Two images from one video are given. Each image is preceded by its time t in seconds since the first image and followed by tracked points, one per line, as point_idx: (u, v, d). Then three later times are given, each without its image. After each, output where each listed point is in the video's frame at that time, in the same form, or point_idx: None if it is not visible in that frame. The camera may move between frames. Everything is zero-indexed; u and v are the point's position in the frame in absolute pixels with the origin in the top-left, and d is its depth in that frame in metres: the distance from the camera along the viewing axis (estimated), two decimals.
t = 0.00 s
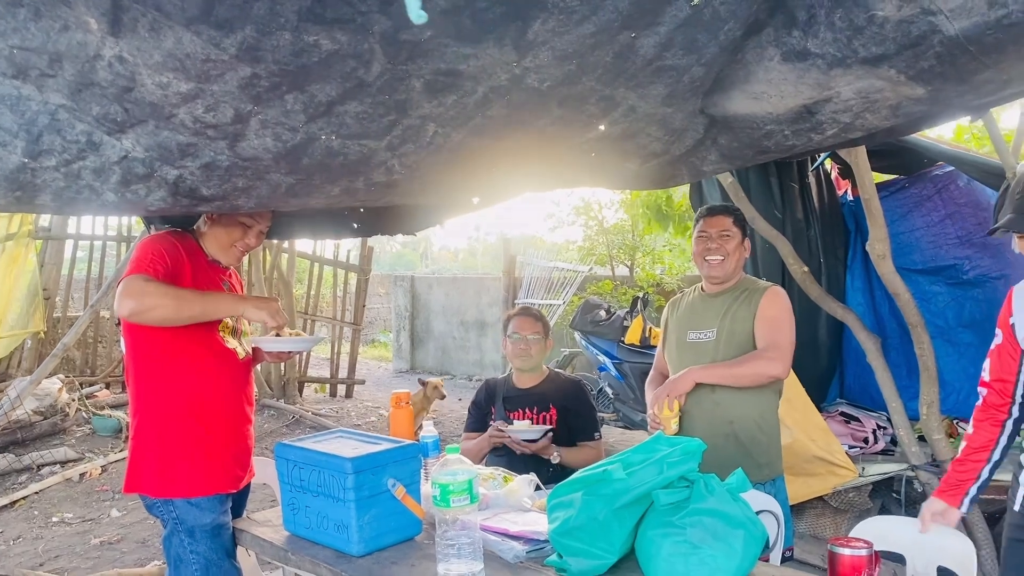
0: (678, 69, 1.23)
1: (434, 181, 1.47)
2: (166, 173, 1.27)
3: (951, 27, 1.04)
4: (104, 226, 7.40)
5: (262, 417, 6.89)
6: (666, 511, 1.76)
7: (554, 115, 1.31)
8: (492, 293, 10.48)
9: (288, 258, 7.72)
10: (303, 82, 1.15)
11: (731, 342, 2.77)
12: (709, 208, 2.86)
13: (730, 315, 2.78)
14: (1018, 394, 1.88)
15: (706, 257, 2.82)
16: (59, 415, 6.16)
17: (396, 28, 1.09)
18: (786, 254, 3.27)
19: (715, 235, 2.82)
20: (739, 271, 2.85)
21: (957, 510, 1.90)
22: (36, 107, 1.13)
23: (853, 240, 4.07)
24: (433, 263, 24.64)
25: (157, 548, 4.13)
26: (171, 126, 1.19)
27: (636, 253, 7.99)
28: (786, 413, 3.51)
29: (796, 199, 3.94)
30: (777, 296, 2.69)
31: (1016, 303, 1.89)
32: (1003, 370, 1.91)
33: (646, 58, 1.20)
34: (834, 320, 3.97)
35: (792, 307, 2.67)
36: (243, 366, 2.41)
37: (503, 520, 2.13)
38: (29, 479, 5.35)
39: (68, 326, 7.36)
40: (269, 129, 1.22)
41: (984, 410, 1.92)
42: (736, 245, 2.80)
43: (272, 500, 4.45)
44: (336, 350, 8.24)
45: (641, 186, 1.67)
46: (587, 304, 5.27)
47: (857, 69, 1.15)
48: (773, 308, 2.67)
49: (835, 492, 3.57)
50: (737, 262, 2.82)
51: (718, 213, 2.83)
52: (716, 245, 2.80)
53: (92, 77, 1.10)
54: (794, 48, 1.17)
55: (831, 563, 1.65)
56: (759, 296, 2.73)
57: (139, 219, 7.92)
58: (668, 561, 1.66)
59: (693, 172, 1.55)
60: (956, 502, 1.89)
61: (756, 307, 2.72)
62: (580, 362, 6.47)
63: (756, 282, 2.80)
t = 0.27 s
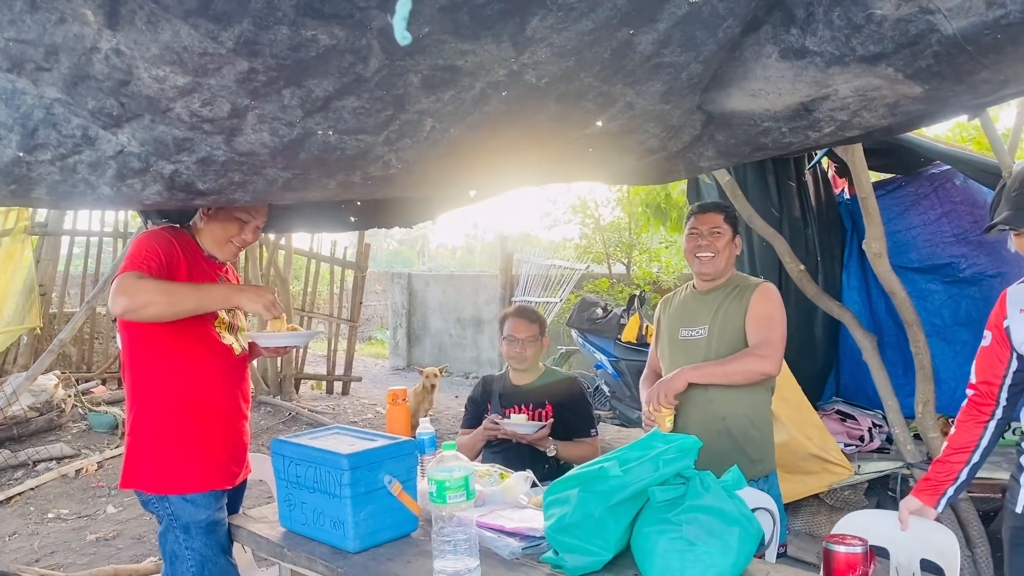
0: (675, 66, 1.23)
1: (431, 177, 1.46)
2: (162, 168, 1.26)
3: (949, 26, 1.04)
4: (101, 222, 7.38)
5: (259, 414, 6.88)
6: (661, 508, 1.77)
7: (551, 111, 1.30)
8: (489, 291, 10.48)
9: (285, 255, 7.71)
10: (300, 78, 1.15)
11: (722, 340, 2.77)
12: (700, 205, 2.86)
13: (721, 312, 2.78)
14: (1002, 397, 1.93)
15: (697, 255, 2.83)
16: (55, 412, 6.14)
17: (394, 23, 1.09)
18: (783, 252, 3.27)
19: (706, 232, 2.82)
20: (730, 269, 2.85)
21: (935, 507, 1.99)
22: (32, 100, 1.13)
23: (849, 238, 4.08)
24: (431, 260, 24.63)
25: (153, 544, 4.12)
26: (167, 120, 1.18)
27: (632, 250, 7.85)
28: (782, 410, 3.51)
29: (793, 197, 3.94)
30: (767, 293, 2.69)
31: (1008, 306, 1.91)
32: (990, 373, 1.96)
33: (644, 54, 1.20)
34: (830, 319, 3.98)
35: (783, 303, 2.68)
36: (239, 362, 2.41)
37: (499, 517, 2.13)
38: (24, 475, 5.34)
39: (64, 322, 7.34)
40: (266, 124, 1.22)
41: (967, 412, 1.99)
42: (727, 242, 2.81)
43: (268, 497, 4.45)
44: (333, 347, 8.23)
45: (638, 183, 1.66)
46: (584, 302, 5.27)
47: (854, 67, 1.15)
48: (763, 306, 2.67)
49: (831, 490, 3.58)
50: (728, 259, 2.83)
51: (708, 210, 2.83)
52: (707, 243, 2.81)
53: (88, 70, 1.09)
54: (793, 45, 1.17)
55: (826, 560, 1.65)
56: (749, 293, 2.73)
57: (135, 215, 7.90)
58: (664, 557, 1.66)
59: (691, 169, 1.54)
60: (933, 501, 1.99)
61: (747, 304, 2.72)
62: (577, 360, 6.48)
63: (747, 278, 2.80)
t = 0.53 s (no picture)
0: (670, 60, 1.23)
1: (426, 172, 1.46)
2: (157, 164, 1.26)
3: (943, 22, 1.04)
4: (98, 218, 7.38)
5: (256, 410, 6.89)
6: (657, 505, 1.77)
7: (547, 106, 1.30)
8: (487, 288, 10.49)
9: (282, 251, 7.70)
10: (296, 73, 1.15)
11: (712, 336, 2.78)
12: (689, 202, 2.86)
13: (710, 309, 2.79)
14: (986, 395, 1.97)
15: (684, 252, 2.83)
16: (52, 408, 6.14)
17: (391, 18, 1.09)
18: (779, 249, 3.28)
19: (693, 229, 2.82)
20: (719, 266, 2.86)
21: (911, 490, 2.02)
22: (26, 97, 1.13)
23: (846, 236, 4.09)
24: (428, 258, 24.63)
25: (149, 540, 4.12)
26: (162, 119, 1.18)
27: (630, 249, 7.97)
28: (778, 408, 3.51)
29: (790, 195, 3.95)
30: (756, 288, 2.71)
31: (994, 305, 1.94)
32: (975, 371, 1.99)
33: (640, 47, 1.20)
34: (826, 318, 3.98)
35: (771, 299, 2.69)
36: (234, 358, 2.41)
37: (495, 514, 2.14)
38: (20, 471, 5.34)
39: (60, 318, 7.34)
40: (262, 121, 1.22)
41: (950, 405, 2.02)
42: (715, 238, 2.81)
43: (264, 493, 4.45)
44: (330, 343, 8.23)
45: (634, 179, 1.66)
46: (581, 300, 5.28)
47: (849, 63, 1.15)
48: (752, 302, 2.68)
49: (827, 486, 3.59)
50: (716, 255, 2.83)
51: (697, 207, 2.83)
52: (697, 240, 2.81)
53: (83, 69, 1.09)
54: (788, 41, 1.17)
55: (821, 557, 1.66)
56: (739, 289, 2.74)
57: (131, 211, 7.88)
58: (659, 554, 1.67)
59: (686, 164, 1.54)
60: (911, 483, 2.01)
61: (736, 300, 2.73)
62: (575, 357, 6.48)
63: (735, 275, 2.81)
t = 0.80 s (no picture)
0: (666, 55, 1.22)
1: (424, 168, 1.46)
2: (153, 164, 1.26)
3: (939, 15, 1.04)
4: (95, 215, 7.36)
5: (253, 407, 6.88)
6: (654, 502, 1.77)
7: (543, 101, 1.29)
8: (484, 285, 10.50)
9: (280, 248, 7.69)
10: (291, 70, 1.14)
11: (702, 330, 2.78)
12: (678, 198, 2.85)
13: (701, 303, 2.79)
14: (949, 393, 1.96)
15: (673, 249, 2.83)
16: (49, 404, 6.14)
17: (386, 14, 1.09)
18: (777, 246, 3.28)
19: (680, 226, 2.81)
20: (709, 261, 2.86)
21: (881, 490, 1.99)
22: (21, 98, 1.12)
23: (845, 235, 4.08)
24: (427, 256, 24.62)
25: (146, 536, 4.12)
26: (159, 118, 1.18)
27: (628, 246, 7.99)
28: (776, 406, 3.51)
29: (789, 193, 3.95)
30: (745, 282, 2.71)
31: (952, 304, 1.95)
32: (935, 371, 1.99)
33: (636, 42, 1.20)
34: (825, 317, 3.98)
35: (761, 293, 2.69)
36: (232, 354, 2.40)
37: (492, 510, 2.14)
38: (17, 467, 5.33)
39: (58, 315, 7.33)
40: (258, 118, 1.21)
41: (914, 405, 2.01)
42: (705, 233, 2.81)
43: (261, 490, 4.44)
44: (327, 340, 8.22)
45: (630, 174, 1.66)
46: (579, 297, 5.27)
47: (845, 57, 1.15)
48: (741, 297, 2.68)
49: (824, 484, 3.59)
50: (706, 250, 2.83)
51: (684, 204, 2.81)
52: (687, 236, 2.80)
53: (78, 68, 1.09)
54: (784, 35, 1.17)
55: (818, 555, 1.66)
56: (728, 283, 2.74)
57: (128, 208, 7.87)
58: (656, 550, 1.67)
59: (683, 159, 1.54)
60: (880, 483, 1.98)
61: (726, 295, 2.73)
62: (573, 354, 6.49)
63: (725, 270, 2.81)
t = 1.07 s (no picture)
0: (664, 55, 1.22)
1: (422, 167, 1.45)
2: (151, 162, 1.26)
3: (936, 14, 1.04)
4: (94, 213, 7.35)
5: (252, 404, 6.88)
6: (652, 499, 1.77)
7: (541, 101, 1.29)
8: (483, 283, 10.51)
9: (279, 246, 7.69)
10: (288, 69, 1.14)
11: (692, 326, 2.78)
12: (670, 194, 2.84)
13: (690, 300, 2.79)
14: (898, 396, 2.02)
15: (662, 247, 2.84)
16: (48, 402, 6.14)
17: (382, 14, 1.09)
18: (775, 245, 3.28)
19: (669, 224, 2.81)
20: (700, 258, 2.85)
21: (835, 494, 2.02)
22: (19, 95, 1.12)
23: (844, 233, 4.09)
24: (426, 254, 24.60)
25: (145, 534, 4.12)
26: (156, 116, 1.18)
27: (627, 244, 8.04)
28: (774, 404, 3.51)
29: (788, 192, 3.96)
30: (735, 280, 2.69)
31: (901, 307, 1.98)
32: (884, 374, 2.03)
33: (634, 42, 1.19)
34: (823, 315, 3.99)
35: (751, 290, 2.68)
36: (231, 352, 2.41)
37: (490, 507, 2.14)
38: (16, 465, 5.33)
39: (56, 313, 7.32)
40: (255, 117, 1.21)
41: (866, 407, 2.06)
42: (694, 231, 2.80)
43: (260, 488, 4.45)
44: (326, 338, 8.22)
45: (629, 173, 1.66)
46: (577, 295, 5.26)
47: (843, 56, 1.15)
48: (730, 295, 2.67)
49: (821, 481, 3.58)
50: (695, 247, 2.83)
51: (673, 202, 2.80)
52: (678, 233, 2.80)
53: (76, 66, 1.09)
54: (781, 35, 1.16)
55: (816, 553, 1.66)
56: (718, 281, 2.73)
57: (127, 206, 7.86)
58: (654, 548, 1.67)
59: (681, 158, 1.54)
60: (835, 486, 2.02)
61: (715, 291, 2.72)
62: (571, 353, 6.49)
63: (716, 267, 2.80)
